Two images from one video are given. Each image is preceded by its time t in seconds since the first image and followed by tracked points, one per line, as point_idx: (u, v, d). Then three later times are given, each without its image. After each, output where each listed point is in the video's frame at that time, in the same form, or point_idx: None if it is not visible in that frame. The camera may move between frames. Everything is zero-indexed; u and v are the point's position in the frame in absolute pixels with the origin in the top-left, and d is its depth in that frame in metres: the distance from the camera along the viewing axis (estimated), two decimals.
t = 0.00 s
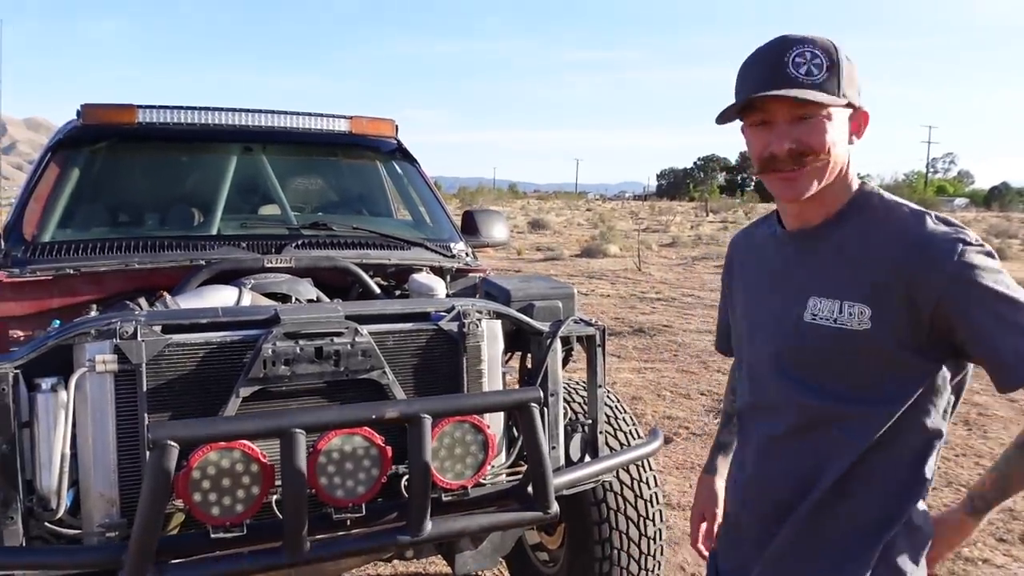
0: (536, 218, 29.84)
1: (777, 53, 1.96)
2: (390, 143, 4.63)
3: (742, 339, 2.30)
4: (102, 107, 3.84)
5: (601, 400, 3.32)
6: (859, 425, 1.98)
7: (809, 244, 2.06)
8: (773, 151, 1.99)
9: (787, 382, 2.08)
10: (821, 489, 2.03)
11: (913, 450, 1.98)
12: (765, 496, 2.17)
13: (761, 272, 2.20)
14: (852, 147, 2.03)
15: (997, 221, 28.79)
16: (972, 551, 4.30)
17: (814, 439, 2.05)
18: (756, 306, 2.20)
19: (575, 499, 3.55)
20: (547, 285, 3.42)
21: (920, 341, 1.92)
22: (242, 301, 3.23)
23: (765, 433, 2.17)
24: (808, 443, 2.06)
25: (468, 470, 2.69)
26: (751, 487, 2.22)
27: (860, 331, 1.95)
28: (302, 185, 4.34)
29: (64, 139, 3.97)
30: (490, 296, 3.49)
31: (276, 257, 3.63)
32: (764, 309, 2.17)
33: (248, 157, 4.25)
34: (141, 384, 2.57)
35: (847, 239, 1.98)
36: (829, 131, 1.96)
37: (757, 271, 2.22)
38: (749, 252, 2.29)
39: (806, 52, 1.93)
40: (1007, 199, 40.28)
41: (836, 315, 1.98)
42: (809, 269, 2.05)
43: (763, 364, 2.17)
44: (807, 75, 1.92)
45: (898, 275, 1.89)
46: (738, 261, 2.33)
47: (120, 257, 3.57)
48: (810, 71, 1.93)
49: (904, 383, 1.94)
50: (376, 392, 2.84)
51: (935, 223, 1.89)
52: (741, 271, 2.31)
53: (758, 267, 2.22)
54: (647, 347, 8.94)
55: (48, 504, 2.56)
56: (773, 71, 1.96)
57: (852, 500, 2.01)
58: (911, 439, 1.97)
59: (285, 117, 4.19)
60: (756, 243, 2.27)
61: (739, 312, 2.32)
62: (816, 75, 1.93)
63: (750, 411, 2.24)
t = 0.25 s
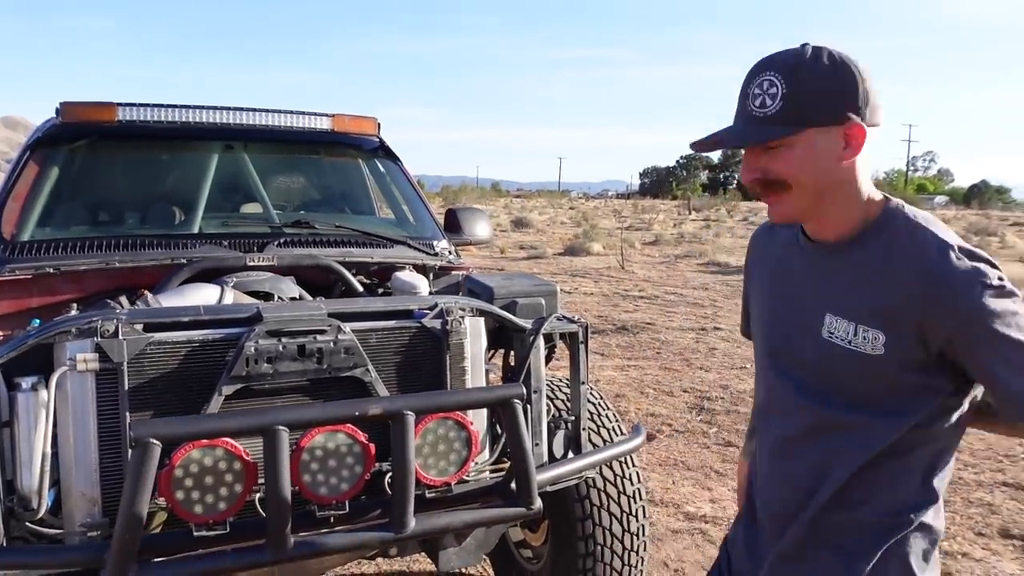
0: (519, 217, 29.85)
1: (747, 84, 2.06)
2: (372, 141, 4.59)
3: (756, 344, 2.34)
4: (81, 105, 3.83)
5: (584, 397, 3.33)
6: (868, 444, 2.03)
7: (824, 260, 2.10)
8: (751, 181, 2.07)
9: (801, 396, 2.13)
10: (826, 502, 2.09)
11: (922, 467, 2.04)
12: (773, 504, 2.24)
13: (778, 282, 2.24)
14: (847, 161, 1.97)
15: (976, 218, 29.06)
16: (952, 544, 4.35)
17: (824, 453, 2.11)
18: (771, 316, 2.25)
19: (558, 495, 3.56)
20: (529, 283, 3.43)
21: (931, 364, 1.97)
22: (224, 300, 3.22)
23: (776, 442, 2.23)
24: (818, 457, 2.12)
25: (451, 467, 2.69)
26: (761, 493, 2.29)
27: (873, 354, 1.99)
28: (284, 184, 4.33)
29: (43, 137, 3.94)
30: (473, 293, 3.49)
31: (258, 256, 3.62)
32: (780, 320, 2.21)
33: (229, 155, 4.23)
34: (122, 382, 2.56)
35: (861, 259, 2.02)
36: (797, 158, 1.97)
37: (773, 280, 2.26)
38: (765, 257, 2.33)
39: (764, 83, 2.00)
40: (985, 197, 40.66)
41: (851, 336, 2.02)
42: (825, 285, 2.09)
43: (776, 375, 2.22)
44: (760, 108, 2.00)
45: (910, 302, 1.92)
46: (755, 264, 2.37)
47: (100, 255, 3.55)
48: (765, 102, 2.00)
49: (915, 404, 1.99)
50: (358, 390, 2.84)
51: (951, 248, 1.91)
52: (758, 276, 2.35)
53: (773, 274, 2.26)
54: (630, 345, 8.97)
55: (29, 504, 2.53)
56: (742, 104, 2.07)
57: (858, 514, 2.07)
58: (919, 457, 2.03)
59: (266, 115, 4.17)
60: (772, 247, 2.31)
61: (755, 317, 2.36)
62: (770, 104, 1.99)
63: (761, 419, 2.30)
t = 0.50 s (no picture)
0: (509, 213, 29.86)
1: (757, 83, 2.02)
2: (362, 137, 4.62)
3: (771, 337, 2.29)
4: (70, 98, 3.81)
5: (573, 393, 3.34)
6: (873, 444, 1.98)
7: (840, 253, 2.04)
8: (761, 179, 2.04)
9: (811, 391, 2.09)
10: (826, 502, 2.06)
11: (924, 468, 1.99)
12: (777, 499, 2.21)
13: (795, 273, 2.19)
14: (858, 160, 1.91)
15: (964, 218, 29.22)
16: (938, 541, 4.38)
17: (828, 452, 2.06)
18: (786, 308, 2.20)
19: (547, 491, 3.57)
20: (519, 279, 3.43)
21: (943, 366, 1.91)
22: (213, 294, 3.21)
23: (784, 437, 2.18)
24: (822, 456, 2.07)
25: (440, 461, 2.69)
26: (767, 486, 2.25)
27: (886, 350, 1.93)
28: (274, 178, 4.32)
29: (31, 130, 3.92)
30: (463, 289, 3.50)
31: (248, 250, 3.61)
32: (794, 312, 2.16)
33: (219, 150, 4.22)
34: (111, 376, 2.56)
35: (877, 253, 1.96)
36: (802, 158, 1.94)
37: (791, 270, 2.21)
38: (785, 247, 2.27)
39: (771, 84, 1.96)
40: (973, 197, 40.89)
41: (864, 331, 1.97)
42: (840, 278, 2.04)
43: (787, 368, 2.17)
44: (767, 108, 1.97)
45: (925, 300, 1.86)
46: (774, 254, 2.32)
47: (89, 249, 3.53)
48: (771, 103, 1.96)
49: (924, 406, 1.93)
50: (347, 384, 2.84)
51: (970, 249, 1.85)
52: (776, 267, 2.30)
53: (791, 266, 2.21)
54: (620, 342, 8.99)
55: (17, 498, 2.52)
56: (752, 103, 2.03)
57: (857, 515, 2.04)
58: (922, 460, 1.98)
59: (256, 109, 4.16)
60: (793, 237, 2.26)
61: (771, 309, 2.31)
62: (776, 105, 1.96)
63: (772, 413, 2.25)
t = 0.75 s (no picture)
0: (503, 209, 29.85)
1: (781, 55, 1.92)
2: (356, 131, 4.61)
3: (768, 329, 2.18)
4: (62, 92, 3.80)
5: (567, 387, 3.34)
6: (860, 443, 1.87)
7: (840, 242, 1.93)
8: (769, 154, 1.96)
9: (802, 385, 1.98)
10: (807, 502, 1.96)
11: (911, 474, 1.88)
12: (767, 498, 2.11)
13: (798, 262, 2.08)
14: (864, 145, 1.82)
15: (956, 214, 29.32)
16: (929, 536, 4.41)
17: (813, 450, 1.95)
18: (787, 298, 2.09)
19: (541, 485, 3.57)
20: (513, 274, 3.43)
21: (939, 366, 1.80)
22: (206, 289, 3.21)
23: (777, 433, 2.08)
24: (807, 454, 1.97)
25: (433, 456, 2.70)
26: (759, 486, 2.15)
27: (879, 345, 1.82)
28: (268, 173, 4.32)
29: (23, 124, 3.91)
30: (457, 284, 3.50)
31: (241, 245, 3.60)
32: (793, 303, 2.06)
33: (212, 144, 4.21)
34: (104, 370, 2.55)
35: (879, 244, 1.85)
36: (808, 137, 1.85)
37: (795, 260, 2.10)
38: (789, 237, 2.17)
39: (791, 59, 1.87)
40: (966, 193, 41.02)
41: (860, 323, 1.86)
42: (839, 268, 1.93)
43: (784, 361, 2.07)
44: (782, 83, 1.87)
45: (921, 294, 1.75)
46: (777, 244, 2.21)
47: (81, 243, 3.52)
48: (785, 79, 1.87)
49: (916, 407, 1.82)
50: (341, 379, 2.84)
51: (971, 246, 1.74)
52: (779, 257, 2.19)
53: (795, 256, 2.11)
54: (614, 337, 9.01)
55: (10, 492, 2.51)
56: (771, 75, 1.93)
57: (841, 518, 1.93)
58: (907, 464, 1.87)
59: (249, 104, 4.16)
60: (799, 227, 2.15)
61: (770, 300, 2.20)
62: (789, 82, 1.86)
63: (767, 408, 2.15)
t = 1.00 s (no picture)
0: (504, 203, 29.84)
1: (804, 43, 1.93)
2: (358, 123, 4.60)
3: (775, 322, 2.17)
4: (65, 83, 3.80)
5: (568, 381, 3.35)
6: (868, 435, 1.87)
7: (854, 234, 1.93)
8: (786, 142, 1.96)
9: (812, 376, 1.96)
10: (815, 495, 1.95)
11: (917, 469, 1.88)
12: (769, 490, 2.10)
13: (811, 254, 2.07)
14: (880, 134, 1.82)
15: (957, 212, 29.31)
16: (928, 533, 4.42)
17: (822, 440, 1.94)
18: (798, 290, 2.08)
19: (541, 479, 3.58)
20: (515, 267, 3.44)
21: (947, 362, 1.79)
22: (209, 280, 3.21)
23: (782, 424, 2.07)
24: (815, 444, 1.95)
25: (435, 448, 2.70)
26: (764, 479, 2.14)
27: (890, 334, 1.81)
28: (270, 165, 4.32)
29: (25, 114, 3.91)
30: (459, 277, 3.50)
31: (244, 236, 3.61)
32: (805, 295, 2.04)
33: (214, 136, 4.21)
34: (107, 360, 2.56)
35: (896, 237, 1.84)
36: (826, 123, 1.86)
37: (807, 253, 2.09)
38: (801, 232, 2.16)
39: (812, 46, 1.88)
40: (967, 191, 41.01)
41: (873, 313, 1.84)
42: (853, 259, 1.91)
43: (793, 352, 2.05)
44: (802, 70, 1.88)
45: (935, 285, 1.75)
46: (786, 238, 2.20)
47: (84, 234, 3.52)
48: (807, 65, 1.88)
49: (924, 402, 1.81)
50: (344, 371, 2.84)
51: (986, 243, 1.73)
52: (789, 251, 2.18)
53: (808, 249, 2.10)
54: (614, 332, 9.02)
55: (12, 481, 2.52)
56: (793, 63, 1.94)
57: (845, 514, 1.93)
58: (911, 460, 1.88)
59: (252, 96, 4.16)
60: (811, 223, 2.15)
61: (777, 293, 2.19)
62: (810, 69, 1.87)
63: (772, 400, 2.13)
